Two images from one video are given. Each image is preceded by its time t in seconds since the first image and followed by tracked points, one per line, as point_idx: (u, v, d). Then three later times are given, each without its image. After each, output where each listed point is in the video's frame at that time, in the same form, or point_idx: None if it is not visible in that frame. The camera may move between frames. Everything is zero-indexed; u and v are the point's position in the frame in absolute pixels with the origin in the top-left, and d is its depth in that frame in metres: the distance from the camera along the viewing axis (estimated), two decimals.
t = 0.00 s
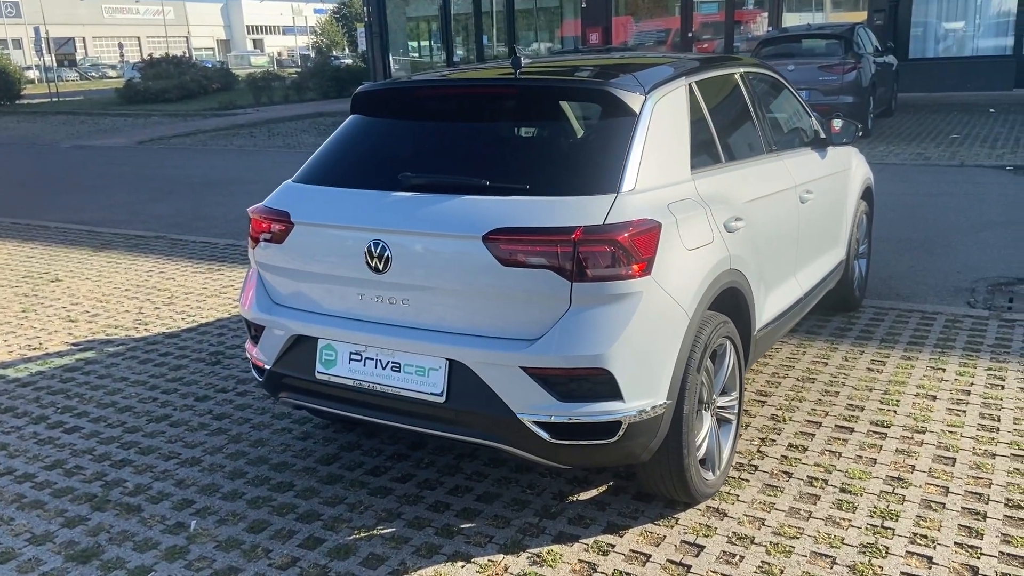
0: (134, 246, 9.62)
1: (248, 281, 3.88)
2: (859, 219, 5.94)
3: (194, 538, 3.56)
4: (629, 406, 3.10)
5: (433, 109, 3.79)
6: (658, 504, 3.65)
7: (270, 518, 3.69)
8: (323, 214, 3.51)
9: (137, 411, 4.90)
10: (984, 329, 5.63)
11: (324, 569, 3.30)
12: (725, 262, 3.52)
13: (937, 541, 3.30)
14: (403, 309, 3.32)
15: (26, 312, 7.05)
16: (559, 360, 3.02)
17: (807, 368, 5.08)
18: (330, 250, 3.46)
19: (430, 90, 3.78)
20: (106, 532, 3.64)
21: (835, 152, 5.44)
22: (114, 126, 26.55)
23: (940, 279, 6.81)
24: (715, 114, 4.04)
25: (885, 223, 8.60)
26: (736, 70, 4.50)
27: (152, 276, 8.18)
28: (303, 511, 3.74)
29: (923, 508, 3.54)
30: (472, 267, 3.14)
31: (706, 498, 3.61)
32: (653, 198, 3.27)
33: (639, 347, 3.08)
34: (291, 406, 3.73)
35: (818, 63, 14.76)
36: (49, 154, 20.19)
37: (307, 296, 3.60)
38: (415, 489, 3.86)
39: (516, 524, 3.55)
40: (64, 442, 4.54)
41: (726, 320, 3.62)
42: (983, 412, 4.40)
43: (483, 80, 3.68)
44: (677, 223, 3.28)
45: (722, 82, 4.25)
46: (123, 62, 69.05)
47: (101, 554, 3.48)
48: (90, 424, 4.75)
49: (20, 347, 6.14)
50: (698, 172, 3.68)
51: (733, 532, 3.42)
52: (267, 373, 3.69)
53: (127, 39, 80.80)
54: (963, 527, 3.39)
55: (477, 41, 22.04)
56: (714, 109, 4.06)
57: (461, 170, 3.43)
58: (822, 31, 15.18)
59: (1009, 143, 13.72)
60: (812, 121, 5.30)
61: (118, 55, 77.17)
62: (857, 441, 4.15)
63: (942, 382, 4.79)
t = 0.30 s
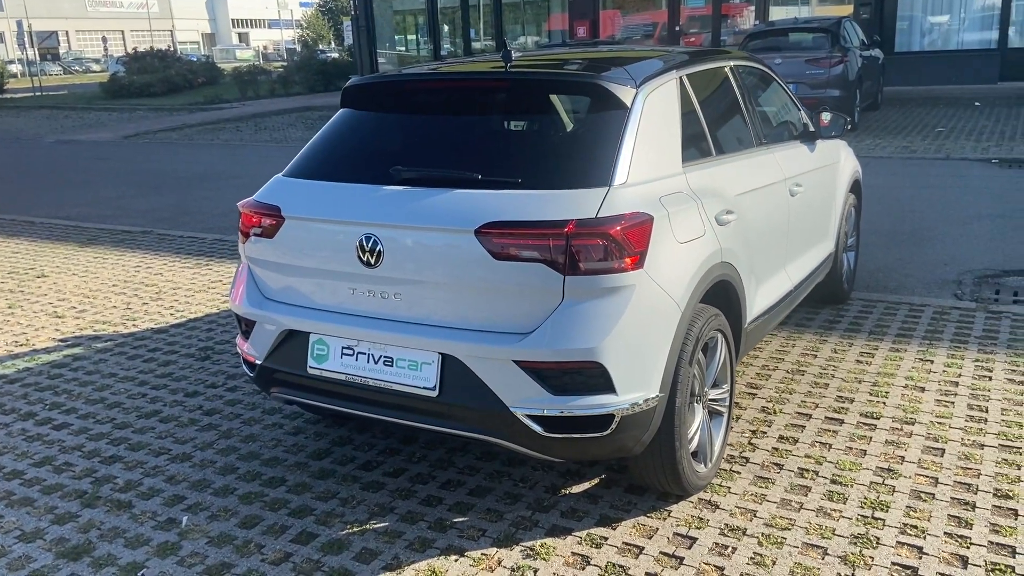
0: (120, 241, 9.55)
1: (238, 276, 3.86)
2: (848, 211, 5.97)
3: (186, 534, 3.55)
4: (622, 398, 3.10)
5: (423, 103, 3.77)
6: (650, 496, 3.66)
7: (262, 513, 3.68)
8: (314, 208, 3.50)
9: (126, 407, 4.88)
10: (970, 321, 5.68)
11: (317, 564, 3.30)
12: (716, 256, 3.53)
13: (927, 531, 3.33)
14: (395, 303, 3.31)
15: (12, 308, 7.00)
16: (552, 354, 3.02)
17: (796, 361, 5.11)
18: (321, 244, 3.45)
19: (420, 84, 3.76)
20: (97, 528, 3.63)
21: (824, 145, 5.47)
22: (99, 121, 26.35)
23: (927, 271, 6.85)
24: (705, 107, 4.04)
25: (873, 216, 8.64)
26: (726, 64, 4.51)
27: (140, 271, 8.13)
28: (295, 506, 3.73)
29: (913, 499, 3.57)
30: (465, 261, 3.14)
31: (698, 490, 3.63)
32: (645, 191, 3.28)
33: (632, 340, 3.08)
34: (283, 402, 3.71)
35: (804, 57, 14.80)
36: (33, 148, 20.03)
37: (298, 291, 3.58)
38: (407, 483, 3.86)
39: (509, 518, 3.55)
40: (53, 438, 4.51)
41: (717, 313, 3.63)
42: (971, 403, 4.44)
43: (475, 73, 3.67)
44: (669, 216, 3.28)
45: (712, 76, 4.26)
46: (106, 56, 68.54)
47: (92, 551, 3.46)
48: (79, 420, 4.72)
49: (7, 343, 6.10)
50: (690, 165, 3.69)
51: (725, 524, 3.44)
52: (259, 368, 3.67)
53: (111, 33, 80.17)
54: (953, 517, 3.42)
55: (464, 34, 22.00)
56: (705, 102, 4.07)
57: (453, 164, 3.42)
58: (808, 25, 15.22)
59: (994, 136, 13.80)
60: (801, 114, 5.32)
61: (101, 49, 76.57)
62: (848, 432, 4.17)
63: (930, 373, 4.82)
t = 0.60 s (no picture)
0: (106, 237, 9.48)
1: (231, 271, 3.84)
2: (838, 203, 5.99)
3: (181, 531, 3.53)
4: (619, 391, 3.10)
5: (417, 95, 3.75)
6: (646, 488, 3.66)
7: (257, 509, 3.67)
8: (308, 202, 3.47)
9: (117, 403, 4.84)
10: (960, 311, 5.71)
11: (314, 559, 3.29)
12: (711, 248, 3.53)
13: (921, 521, 3.35)
14: (391, 297, 3.29)
15: None
16: (549, 347, 3.02)
17: (788, 352, 5.13)
18: (314, 238, 3.43)
19: (413, 76, 3.74)
20: (91, 526, 3.60)
21: (814, 137, 5.48)
22: (81, 115, 26.10)
23: (916, 262, 6.88)
24: (698, 99, 4.04)
25: (861, 207, 8.68)
26: (717, 56, 4.51)
27: (127, 267, 8.07)
28: (290, 502, 3.71)
29: (907, 488, 3.59)
30: (462, 255, 3.12)
31: (694, 481, 3.63)
32: (641, 184, 3.27)
33: (629, 332, 3.08)
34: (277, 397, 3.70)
35: (791, 50, 14.84)
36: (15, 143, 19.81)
37: (292, 286, 3.56)
38: (403, 477, 3.85)
39: (506, 511, 3.55)
40: (43, 435, 4.47)
41: (712, 305, 3.63)
42: (963, 392, 4.47)
43: (469, 66, 3.65)
44: (665, 209, 3.28)
45: (704, 69, 4.26)
46: (88, 50, 67.91)
47: (85, 549, 3.43)
48: (69, 417, 4.68)
49: None
50: (684, 157, 3.69)
51: (721, 515, 3.45)
52: (252, 363, 3.66)
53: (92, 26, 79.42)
54: (947, 507, 3.44)
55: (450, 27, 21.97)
56: (697, 95, 4.07)
57: (448, 157, 3.40)
58: (794, 17, 15.25)
59: (978, 127, 13.90)
60: (791, 105, 5.33)
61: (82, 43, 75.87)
62: (841, 423, 4.19)
63: (921, 364, 4.85)
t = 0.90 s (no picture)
0: (87, 232, 9.33)
1: (224, 266, 3.78)
2: (828, 193, 6.00)
3: (177, 530, 3.48)
4: (622, 383, 3.07)
5: (413, 86, 3.70)
6: (646, 481, 3.65)
7: (253, 507, 3.62)
8: (303, 193, 3.41)
9: (105, 401, 4.76)
10: (950, 300, 5.74)
11: (314, 557, 3.24)
12: (710, 238, 3.51)
13: (922, 510, 3.36)
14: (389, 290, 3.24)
15: None
16: (552, 340, 2.98)
17: (782, 342, 5.13)
18: (309, 231, 3.37)
19: (408, 66, 3.68)
20: (83, 526, 3.53)
21: (804, 126, 5.48)
22: (56, 109, 25.72)
23: (904, 252, 6.91)
24: (693, 89, 4.02)
25: (847, 197, 8.71)
26: (711, 45, 4.49)
27: (110, 262, 7.96)
28: (287, 499, 3.67)
29: (906, 477, 3.60)
30: (462, 247, 3.08)
31: (694, 473, 3.62)
32: (641, 174, 3.24)
33: (632, 324, 3.05)
34: (272, 393, 3.65)
35: (773, 40, 14.86)
36: None
37: (288, 280, 3.50)
38: (401, 472, 3.81)
39: (506, 505, 3.52)
40: (31, 434, 4.39)
41: (711, 296, 3.61)
42: (957, 381, 4.49)
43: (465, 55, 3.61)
44: (665, 199, 3.26)
45: (698, 59, 4.24)
46: (61, 42, 67.01)
47: (79, 549, 3.37)
48: (56, 415, 4.60)
49: None
50: (682, 147, 3.66)
51: (723, 507, 3.43)
52: (247, 359, 3.60)
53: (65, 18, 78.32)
54: (947, 495, 3.45)
55: (431, 21, 22.16)
56: (693, 85, 4.05)
57: (446, 147, 3.36)
58: (777, 8, 15.26)
59: (960, 117, 13.99)
60: (782, 95, 5.32)
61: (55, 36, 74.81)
62: (837, 413, 4.20)
63: (914, 352, 4.87)
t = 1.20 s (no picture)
0: (62, 228, 9.08)
1: (222, 264, 3.64)
2: (825, 184, 5.95)
3: (178, 540, 3.34)
4: (644, 384, 2.99)
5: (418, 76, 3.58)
6: (662, 481, 3.57)
7: (258, 514, 3.49)
8: (309, 189, 3.28)
9: (94, 404, 4.60)
10: (948, 291, 5.72)
11: (324, 566, 3.13)
12: (726, 232, 3.43)
13: (944, 507, 3.30)
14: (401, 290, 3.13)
15: None
16: (574, 340, 2.89)
17: (785, 336, 5.07)
18: (315, 228, 3.24)
19: (413, 56, 3.56)
20: (79, 538, 3.38)
21: (804, 118, 5.43)
22: (23, 101, 25.14)
23: (897, 243, 6.90)
24: (704, 79, 3.93)
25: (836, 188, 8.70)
26: (717, 34, 4.40)
27: (89, 259, 7.74)
28: (292, 505, 3.54)
29: (924, 473, 3.55)
30: (478, 245, 2.97)
31: (711, 473, 3.55)
32: (660, 167, 3.15)
33: (654, 322, 2.96)
34: (275, 397, 3.52)
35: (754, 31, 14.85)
36: None
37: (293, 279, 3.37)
38: (408, 476, 3.71)
39: (520, 509, 3.43)
40: (17, 440, 4.21)
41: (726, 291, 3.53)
42: (964, 373, 4.46)
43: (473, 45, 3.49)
44: (685, 193, 3.17)
45: (706, 48, 4.15)
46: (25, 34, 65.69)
47: (76, 563, 3.22)
48: (43, 421, 4.42)
49: None
50: (696, 139, 3.58)
51: (742, 507, 3.36)
52: (248, 361, 3.47)
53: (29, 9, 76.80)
54: (967, 492, 3.41)
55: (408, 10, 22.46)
56: (704, 75, 3.96)
57: (457, 140, 3.24)
58: None
59: (939, 107, 14.07)
60: (783, 85, 5.26)
61: (19, 27, 73.34)
62: (848, 408, 4.15)
63: (919, 345, 4.84)
